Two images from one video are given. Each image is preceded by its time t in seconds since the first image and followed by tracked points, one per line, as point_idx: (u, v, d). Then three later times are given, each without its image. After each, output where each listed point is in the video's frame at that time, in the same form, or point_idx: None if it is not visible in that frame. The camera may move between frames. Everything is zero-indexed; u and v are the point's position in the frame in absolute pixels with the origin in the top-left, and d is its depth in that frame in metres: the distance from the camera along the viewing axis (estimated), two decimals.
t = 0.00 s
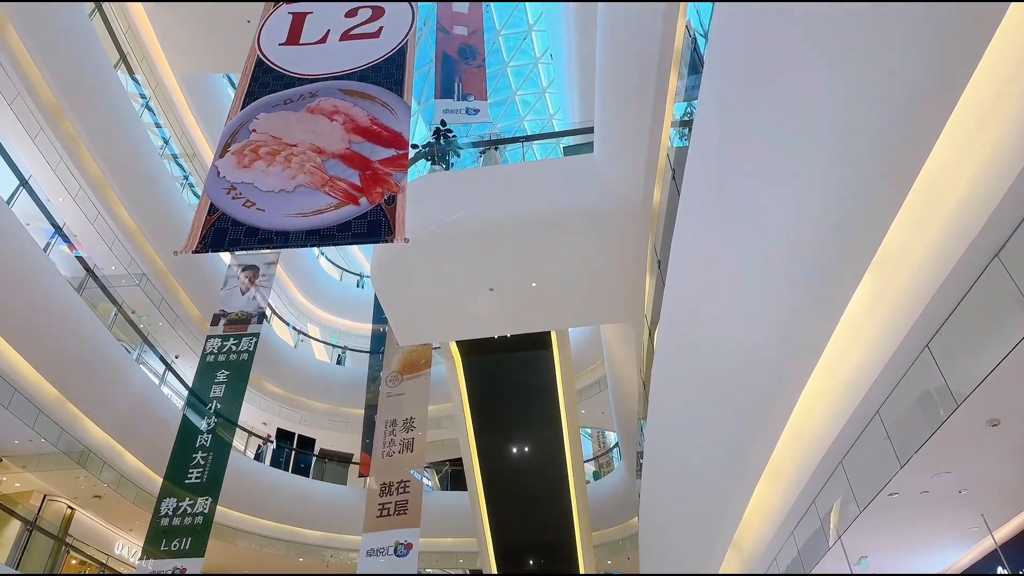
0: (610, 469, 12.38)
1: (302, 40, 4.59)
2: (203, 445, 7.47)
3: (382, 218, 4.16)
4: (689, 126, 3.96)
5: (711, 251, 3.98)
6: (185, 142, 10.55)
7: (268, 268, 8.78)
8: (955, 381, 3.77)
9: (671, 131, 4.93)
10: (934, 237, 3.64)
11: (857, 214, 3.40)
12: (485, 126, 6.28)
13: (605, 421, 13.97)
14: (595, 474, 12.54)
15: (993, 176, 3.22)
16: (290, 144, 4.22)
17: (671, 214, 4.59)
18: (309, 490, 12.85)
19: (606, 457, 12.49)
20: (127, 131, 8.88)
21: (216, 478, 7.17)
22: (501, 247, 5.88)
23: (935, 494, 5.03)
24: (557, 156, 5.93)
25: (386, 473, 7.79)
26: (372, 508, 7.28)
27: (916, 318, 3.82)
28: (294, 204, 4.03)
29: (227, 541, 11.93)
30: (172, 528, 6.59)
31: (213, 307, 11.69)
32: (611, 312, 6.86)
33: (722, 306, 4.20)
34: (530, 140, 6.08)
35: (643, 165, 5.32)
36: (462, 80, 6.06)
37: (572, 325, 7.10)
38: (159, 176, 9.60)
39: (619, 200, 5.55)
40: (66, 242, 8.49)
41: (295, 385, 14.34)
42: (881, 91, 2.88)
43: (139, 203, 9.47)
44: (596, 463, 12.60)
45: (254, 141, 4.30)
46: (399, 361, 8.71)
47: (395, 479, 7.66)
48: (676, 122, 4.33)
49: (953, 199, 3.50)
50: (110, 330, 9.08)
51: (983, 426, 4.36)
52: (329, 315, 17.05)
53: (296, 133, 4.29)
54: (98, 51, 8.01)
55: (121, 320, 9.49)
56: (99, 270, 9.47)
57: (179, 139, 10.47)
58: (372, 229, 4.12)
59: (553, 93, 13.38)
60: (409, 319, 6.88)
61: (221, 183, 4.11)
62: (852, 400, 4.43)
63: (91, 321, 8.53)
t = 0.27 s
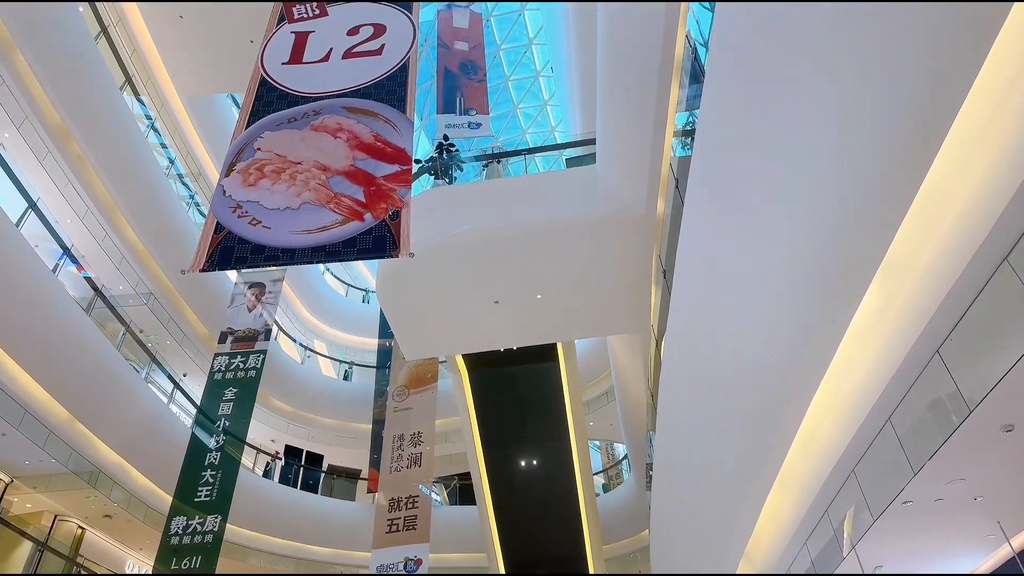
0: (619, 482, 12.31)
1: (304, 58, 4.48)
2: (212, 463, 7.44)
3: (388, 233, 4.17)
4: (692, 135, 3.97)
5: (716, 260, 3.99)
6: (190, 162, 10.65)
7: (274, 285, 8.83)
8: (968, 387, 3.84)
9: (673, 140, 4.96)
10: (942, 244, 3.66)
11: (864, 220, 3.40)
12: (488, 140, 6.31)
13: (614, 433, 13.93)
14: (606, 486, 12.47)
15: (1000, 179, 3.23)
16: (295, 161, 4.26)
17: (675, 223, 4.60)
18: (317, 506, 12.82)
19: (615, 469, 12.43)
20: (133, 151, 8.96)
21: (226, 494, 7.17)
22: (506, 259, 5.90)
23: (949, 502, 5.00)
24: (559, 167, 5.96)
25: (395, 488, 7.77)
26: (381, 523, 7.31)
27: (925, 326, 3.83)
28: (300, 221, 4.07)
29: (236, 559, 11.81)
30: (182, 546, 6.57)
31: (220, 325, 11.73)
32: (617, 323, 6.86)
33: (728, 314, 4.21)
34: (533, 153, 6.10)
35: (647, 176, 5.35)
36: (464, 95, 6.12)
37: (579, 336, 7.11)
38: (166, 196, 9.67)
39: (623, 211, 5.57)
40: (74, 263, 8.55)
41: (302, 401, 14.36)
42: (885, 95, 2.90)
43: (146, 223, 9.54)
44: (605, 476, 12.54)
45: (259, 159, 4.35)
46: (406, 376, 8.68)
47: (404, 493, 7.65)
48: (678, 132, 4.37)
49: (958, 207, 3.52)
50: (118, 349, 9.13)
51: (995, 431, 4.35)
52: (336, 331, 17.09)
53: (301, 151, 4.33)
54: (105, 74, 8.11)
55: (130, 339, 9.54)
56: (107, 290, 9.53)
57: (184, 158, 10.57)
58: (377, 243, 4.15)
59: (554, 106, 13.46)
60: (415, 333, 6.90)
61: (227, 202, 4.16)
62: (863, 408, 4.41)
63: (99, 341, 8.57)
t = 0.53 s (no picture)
0: (635, 487, 12.26)
1: (311, 71, 4.62)
2: (229, 475, 7.51)
3: (397, 244, 4.25)
4: (699, 136, 4.00)
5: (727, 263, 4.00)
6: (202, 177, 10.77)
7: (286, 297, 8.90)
8: (988, 387, 3.76)
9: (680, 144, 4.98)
10: (955, 241, 3.65)
11: (875, 217, 3.40)
12: (494, 147, 6.35)
13: (628, 439, 13.88)
14: (620, 492, 11.90)
15: (1013, 176, 3.22)
16: (304, 175, 4.31)
17: (684, 225, 4.62)
18: (333, 517, 12.84)
19: (630, 475, 12.37)
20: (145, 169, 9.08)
21: (243, 506, 7.22)
22: (515, 265, 5.93)
23: (970, 501, 4.95)
24: (566, 173, 6.00)
25: (409, 497, 7.80)
26: (397, 532, 7.33)
27: (941, 322, 3.80)
28: (310, 234, 4.12)
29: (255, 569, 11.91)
30: (201, 558, 6.62)
31: (234, 338, 11.82)
32: (628, 328, 6.87)
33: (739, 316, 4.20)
34: (539, 159, 6.15)
35: (655, 180, 5.37)
36: (470, 103, 6.18)
37: (591, 342, 7.11)
38: (177, 212, 9.79)
39: (631, 215, 5.59)
40: (90, 280, 8.67)
41: (317, 412, 14.42)
42: (889, 95, 2.90)
43: (158, 238, 9.66)
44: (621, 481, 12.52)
45: (269, 174, 4.40)
46: (417, 385, 8.72)
47: (418, 502, 7.67)
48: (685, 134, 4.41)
49: (972, 202, 3.50)
50: (135, 365, 9.23)
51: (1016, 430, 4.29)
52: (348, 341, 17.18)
53: (310, 164, 4.37)
54: (114, 93, 8.24)
55: (145, 354, 9.64)
56: (122, 307, 9.65)
57: (195, 173, 10.72)
58: (387, 254, 4.22)
59: (560, 112, 13.52)
60: (427, 342, 6.93)
61: (239, 217, 4.21)
62: (880, 405, 4.38)
63: (115, 356, 8.68)
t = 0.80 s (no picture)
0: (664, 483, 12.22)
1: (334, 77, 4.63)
2: (263, 475, 7.65)
3: (420, 245, 4.27)
4: (723, 127, 3.98)
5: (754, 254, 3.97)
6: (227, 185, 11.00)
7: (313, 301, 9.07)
8: None
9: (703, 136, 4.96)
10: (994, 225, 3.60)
11: (906, 204, 3.35)
12: (513, 146, 6.38)
13: (656, 435, 13.84)
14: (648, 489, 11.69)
15: None
16: (328, 180, 4.38)
17: (710, 217, 4.59)
18: (365, 516, 12.99)
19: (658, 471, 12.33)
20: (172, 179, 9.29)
21: (277, 506, 7.36)
22: (539, 263, 5.95)
23: (1010, 492, 4.85)
24: (587, 169, 6.02)
25: (438, 494, 7.86)
26: (427, 530, 7.40)
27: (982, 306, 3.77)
28: (335, 238, 4.19)
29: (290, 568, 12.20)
30: (238, 557, 6.76)
31: (263, 342, 12.02)
32: (654, 323, 6.84)
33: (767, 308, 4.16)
34: (559, 156, 6.18)
35: (679, 174, 5.34)
36: (489, 103, 6.21)
37: (617, 338, 7.10)
38: (205, 221, 9.97)
39: (655, 210, 5.57)
40: (123, 289, 8.91)
41: (345, 414, 14.60)
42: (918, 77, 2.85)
43: (187, 245, 9.83)
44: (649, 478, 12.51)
45: (294, 180, 4.48)
46: (443, 385, 8.77)
47: (447, 500, 7.73)
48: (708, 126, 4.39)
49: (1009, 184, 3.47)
50: (169, 370, 9.45)
51: None
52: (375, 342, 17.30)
53: (333, 170, 4.44)
54: (140, 106, 8.43)
55: (178, 359, 9.87)
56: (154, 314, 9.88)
57: (219, 181, 10.93)
58: (411, 256, 4.24)
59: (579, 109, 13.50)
60: (452, 342, 6.98)
61: (266, 223, 4.29)
62: (917, 396, 4.31)
63: (149, 363, 8.88)
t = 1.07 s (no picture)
0: (701, 465, 12.13)
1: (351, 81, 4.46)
2: (302, 468, 7.76)
3: (447, 236, 4.29)
4: (751, 102, 3.87)
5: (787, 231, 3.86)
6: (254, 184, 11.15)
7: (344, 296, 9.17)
8: None
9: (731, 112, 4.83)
10: None
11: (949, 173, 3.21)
12: (536, 132, 6.34)
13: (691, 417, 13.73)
14: (685, 471, 12.07)
15: None
16: (353, 174, 4.38)
17: (740, 195, 4.49)
18: (403, 505, 13.15)
19: (695, 453, 12.24)
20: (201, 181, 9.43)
21: (317, 498, 7.47)
22: (566, 249, 5.90)
23: None
24: (613, 151, 5.94)
25: (474, 482, 7.90)
26: (465, 517, 7.42)
27: None
28: (363, 232, 4.21)
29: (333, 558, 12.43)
30: (282, 548, 6.87)
31: (296, 338, 12.19)
32: (686, 306, 6.75)
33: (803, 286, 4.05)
34: (584, 140, 6.13)
35: (706, 152, 5.23)
36: (510, 88, 6.17)
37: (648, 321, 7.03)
38: (234, 221, 10.11)
39: (683, 190, 5.47)
40: (157, 291, 9.10)
41: (380, 405, 14.78)
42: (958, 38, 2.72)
43: (217, 244, 9.98)
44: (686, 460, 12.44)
45: (319, 176, 4.48)
46: (474, 374, 8.79)
47: (483, 488, 7.77)
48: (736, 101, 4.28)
49: None
50: (207, 368, 9.64)
51: None
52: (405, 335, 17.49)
53: (357, 163, 4.42)
54: (165, 110, 8.53)
55: (215, 357, 10.07)
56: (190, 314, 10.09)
57: (246, 181, 11.12)
58: (438, 247, 4.26)
59: (602, 90, 13.33)
60: (482, 331, 6.99)
61: (294, 220, 4.32)
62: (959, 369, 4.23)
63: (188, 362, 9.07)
